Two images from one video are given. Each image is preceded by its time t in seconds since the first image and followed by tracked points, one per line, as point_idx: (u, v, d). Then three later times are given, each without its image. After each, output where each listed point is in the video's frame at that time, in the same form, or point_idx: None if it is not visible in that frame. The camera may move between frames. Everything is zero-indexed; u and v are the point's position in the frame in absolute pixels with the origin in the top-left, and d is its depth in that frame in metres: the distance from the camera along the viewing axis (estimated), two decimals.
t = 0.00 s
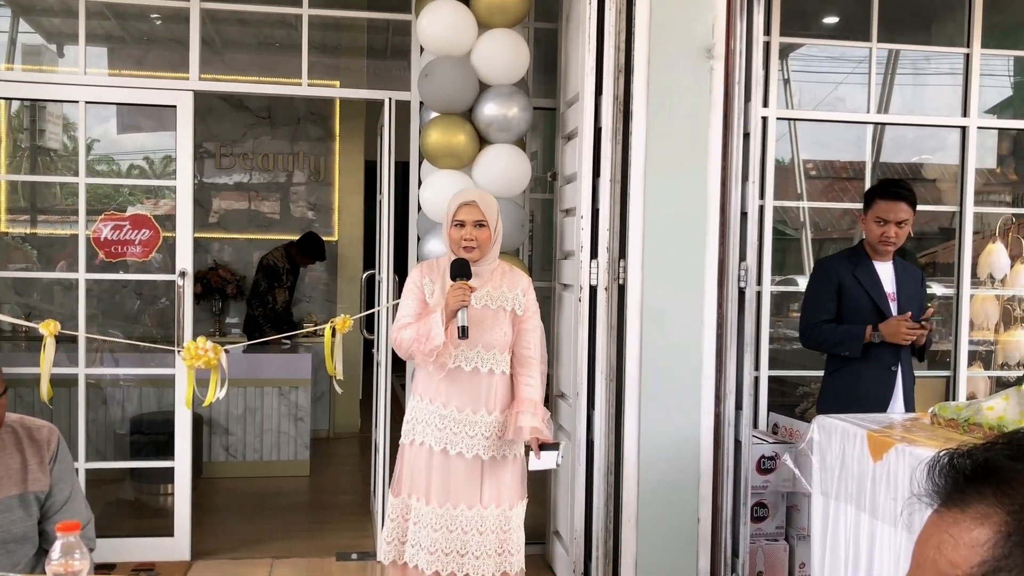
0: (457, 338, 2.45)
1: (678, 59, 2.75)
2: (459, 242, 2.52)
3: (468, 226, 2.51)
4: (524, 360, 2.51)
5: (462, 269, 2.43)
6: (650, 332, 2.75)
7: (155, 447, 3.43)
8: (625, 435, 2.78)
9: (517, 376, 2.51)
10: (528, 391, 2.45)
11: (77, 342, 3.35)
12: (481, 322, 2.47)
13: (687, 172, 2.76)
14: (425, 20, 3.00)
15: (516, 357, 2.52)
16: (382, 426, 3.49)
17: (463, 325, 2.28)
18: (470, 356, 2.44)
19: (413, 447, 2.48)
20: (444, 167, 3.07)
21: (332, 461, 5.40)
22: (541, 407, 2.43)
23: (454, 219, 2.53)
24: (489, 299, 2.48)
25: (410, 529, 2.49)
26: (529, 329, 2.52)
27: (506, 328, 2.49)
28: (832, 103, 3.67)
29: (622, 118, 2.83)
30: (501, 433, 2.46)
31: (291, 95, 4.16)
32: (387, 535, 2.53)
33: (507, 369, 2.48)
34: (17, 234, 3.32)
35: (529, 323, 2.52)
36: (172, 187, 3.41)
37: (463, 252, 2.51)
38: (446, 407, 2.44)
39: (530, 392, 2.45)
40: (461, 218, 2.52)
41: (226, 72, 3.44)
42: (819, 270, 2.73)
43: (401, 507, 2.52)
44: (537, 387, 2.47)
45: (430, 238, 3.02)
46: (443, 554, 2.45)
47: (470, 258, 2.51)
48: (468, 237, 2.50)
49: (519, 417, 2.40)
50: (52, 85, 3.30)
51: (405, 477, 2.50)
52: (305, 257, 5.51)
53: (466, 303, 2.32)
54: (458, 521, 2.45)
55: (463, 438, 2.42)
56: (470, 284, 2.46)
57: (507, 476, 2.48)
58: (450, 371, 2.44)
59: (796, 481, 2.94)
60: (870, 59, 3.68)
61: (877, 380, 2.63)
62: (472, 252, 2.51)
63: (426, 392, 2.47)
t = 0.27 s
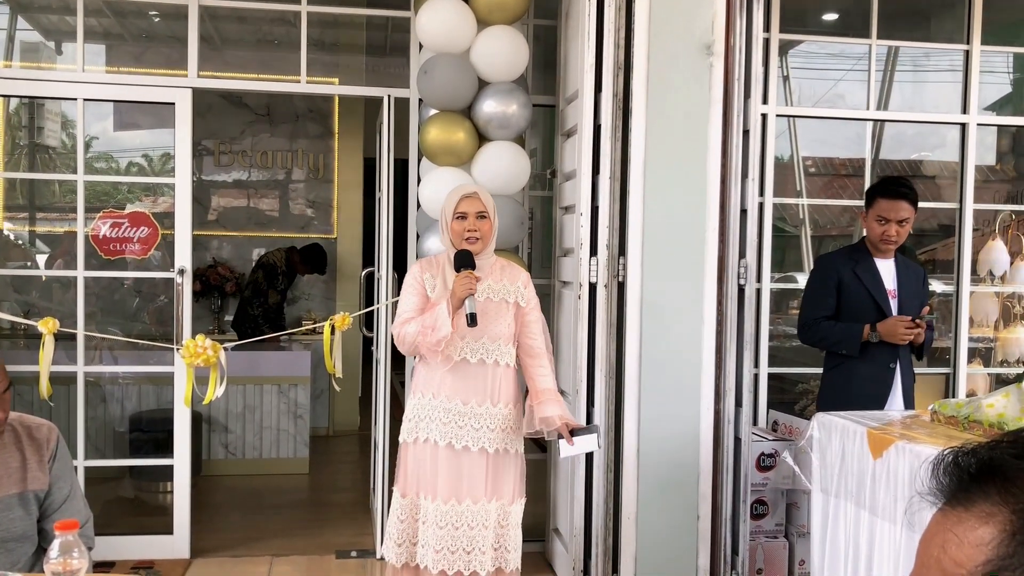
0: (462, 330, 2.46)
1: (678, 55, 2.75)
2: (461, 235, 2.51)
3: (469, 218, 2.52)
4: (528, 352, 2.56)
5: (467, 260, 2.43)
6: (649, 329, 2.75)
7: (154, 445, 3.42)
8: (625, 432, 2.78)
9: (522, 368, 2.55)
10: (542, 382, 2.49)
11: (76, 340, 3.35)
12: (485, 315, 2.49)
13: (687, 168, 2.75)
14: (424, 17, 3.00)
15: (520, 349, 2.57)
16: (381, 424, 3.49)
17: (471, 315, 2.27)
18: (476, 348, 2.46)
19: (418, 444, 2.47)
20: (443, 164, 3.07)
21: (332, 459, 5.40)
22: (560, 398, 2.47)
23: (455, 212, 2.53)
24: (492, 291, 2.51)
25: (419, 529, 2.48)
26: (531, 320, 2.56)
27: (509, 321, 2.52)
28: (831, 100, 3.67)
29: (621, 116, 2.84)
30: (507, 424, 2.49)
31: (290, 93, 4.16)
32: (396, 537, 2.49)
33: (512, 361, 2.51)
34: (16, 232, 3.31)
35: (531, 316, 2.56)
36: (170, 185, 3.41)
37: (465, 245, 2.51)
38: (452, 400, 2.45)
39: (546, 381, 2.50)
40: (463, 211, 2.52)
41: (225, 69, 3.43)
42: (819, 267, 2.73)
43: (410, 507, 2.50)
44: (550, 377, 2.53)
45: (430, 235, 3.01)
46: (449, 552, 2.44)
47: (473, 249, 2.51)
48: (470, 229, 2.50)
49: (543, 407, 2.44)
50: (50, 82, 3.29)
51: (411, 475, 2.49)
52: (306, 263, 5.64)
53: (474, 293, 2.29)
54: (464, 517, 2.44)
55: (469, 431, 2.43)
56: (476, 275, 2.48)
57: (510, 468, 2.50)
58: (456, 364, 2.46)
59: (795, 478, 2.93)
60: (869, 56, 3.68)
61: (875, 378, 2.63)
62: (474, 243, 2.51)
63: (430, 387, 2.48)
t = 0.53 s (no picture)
0: (466, 326, 2.45)
1: (679, 54, 2.74)
2: (462, 233, 2.50)
3: (472, 216, 2.51)
4: (529, 350, 2.57)
5: (472, 256, 2.43)
6: (650, 327, 2.75)
7: (154, 444, 3.41)
8: (626, 432, 2.77)
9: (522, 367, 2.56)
10: (539, 382, 2.57)
11: (75, 339, 3.34)
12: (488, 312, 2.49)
13: (687, 166, 2.75)
14: (424, 16, 2.99)
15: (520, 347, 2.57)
16: (382, 422, 3.49)
17: (478, 309, 2.29)
18: (481, 344, 2.46)
19: (423, 444, 2.46)
20: (444, 163, 3.06)
21: (332, 457, 5.39)
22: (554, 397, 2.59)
23: (458, 210, 2.52)
24: (495, 288, 2.51)
25: (426, 530, 2.46)
26: (532, 318, 2.57)
27: (512, 318, 2.52)
28: (832, 98, 3.66)
29: (622, 114, 2.82)
30: (513, 421, 2.49)
31: (290, 91, 4.15)
32: (402, 539, 2.48)
33: (515, 358, 2.52)
34: (16, 231, 3.30)
35: (533, 314, 2.57)
36: (170, 183, 3.40)
37: (468, 242, 2.51)
38: (458, 398, 2.44)
39: (541, 383, 2.57)
40: (466, 208, 2.51)
41: (224, 68, 3.42)
42: (822, 265, 2.72)
43: (416, 508, 2.48)
44: (546, 378, 2.59)
45: (430, 234, 3.00)
46: (457, 551, 2.43)
47: (476, 247, 2.51)
48: (474, 227, 2.50)
49: (541, 408, 2.55)
50: (49, 81, 3.28)
51: (417, 476, 2.47)
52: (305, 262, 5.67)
53: (480, 287, 2.32)
54: (472, 516, 2.44)
55: (476, 428, 2.43)
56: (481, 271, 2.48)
57: (516, 466, 2.50)
58: (461, 360, 2.45)
59: (796, 477, 2.93)
60: (870, 54, 3.67)
61: (875, 377, 2.62)
62: (478, 241, 2.51)
63: (435, 386, 2.47)
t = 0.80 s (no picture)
0: (473, 327, 2.45)
1: (680, 53, 2.74)
2: (468, 236, 2.51)
3: (477, 218, 2.50)
4: (531, 348, 2.57)
5: (478, 257, 2.43)
6: (651, 326, 2.75)
7: (154, 444, 3.41)
8: (626, 432, 2.77)
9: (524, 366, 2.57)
10: (542, 378, 2.57)
11: (75, 339, 3.34)
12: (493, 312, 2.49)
13: (687, 165, 2.74)
14: (424, 15, 2.99)
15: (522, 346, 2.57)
16: (382, 422, 3.49)
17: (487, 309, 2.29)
18: (487, 344, 2.46)
19: (428, 445, 2.44)
20: (444, 162, 3.06)
21: (332, 457, 5.39)
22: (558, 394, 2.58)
23: (463, 212, 2.50)
24: (499, 288, 2.51)
25: (432, 532, 2.44)
26: (535, 317, 2.58)
27: (516, 317, 2.52)
28: (833, 98, 3.66)
29: (622, 114, 2.82)
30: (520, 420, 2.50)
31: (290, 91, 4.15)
32: (406, 542, 2.45)
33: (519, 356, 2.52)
34: (16, 230, 3.30)
35: (534, 312, 2.57)
36: (170, 183, 3.40)
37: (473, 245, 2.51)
38: (465, 399, 2.44)
39: (544, 380, 2.57)
40: (472, 211, 2.50)
41: (224, 67, 3.42)
42: (823, 264, 2.72)
43: (419, 511, 2.46)
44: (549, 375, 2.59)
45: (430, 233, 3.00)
46: (469, 552, 2.44)
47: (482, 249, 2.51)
48: (478, 228, 2.50)
49: (547, 405, 2.53)
50: (49, 80, 3.28)
51: (420, 478, 2.45)
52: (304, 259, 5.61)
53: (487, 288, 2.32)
54: (482, 516, 2.44)
55: (484, 428, 2.43)
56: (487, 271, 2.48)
57: (523, 465, 2.51)
58: (468, 361, 2.45)
59: (797, 477, 2.92)
60: (871, 54, 3.67)
61: (875, 377, 2.62)
62: (483, 243, 2.51)
63: (440, 388, 2.46)
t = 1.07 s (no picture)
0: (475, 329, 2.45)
1: (681, 52, 2.73)
2: (473, 240, 2.50)
3: (483, 223, 2.50)
4: (532, 348, 2.58)
5: (481, 260, 2.42)
6: (652, 326, 2.74)
7: (154, 444, 3.41)
8: (627, 432, 2.77)
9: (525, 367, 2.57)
10: (544, 379, 2.57)
11: (76, 339, 3.34)
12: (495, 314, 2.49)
13: (688, 165, 2.74)
14: (425, 16, 2.99)
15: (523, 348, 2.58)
16: (382, 422, 3.49)
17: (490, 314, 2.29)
18: (490, 346, 2.46)
19: (431, 447, 2.44)
20: (445, 162, 3.06)
21: (332, 457, 5.39)
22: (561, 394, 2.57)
23: (471, 218, 2.50)
24: (501, 290, 2.51)
25: (436, 535, 2.44)
26: (536, 318, 2.58)
27: (518, 318, 2.52)
28: (834, 98, 3.66)
29: (623, 114, 2.82)
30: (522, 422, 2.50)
31: (291, 91, 4.15)
32: (409, 545, 2.43)
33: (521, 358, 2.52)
34: (17, 230, 3.30)
35: (535, 313, 2.57)
36: (171, 183, 3.40)
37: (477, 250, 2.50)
38: (467, 401, 2.44)
39: (549, 380, 2.57)
40: (479, 216, 2.49)
41: (225, 67, 3.42)
42: (825, 264, 2.72)
43: (422, 513, 2.44)
44: (553, 375, 2.59)
45: (431, 233, 3.00)
46: (475, 553, 2.44)
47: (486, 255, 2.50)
48: (485, 235, 2.49)
49: (551, 405, 2.51)
50: (50, 80, 3.28)
51: (424, 481, 2.44)
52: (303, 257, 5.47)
53: (491, 292, 2.32)
54: (488, 518, 2.44)
55: (488, 430, 2.43)
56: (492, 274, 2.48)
57: (526, 467, 2.51)
58: (470, 363, 2.45)
59: (798, 478, 2.92)
60: (872, 54, 3.67)
61: (875, 379, 2.62)
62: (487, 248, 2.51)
63: (442, 391, 2.46)
